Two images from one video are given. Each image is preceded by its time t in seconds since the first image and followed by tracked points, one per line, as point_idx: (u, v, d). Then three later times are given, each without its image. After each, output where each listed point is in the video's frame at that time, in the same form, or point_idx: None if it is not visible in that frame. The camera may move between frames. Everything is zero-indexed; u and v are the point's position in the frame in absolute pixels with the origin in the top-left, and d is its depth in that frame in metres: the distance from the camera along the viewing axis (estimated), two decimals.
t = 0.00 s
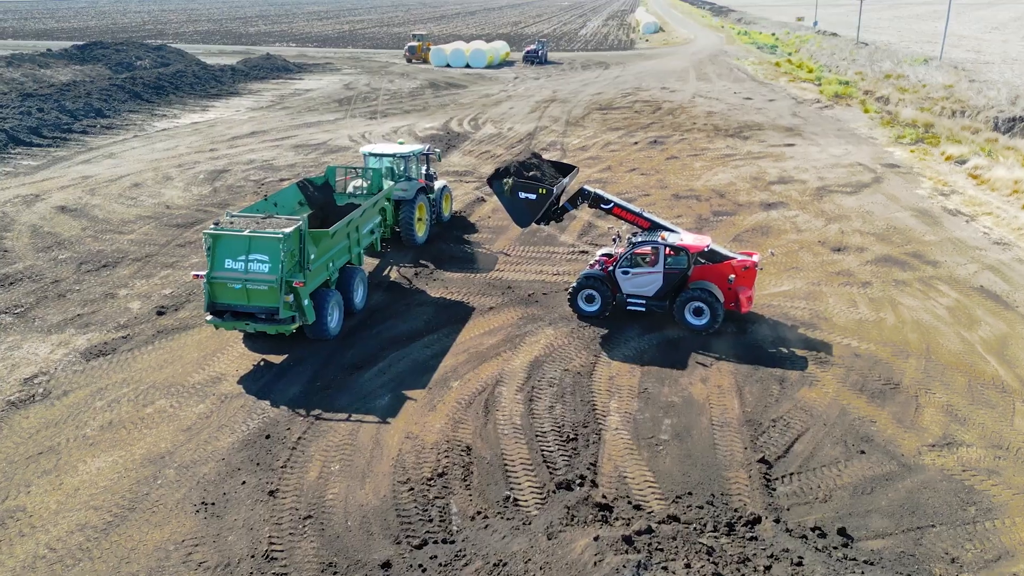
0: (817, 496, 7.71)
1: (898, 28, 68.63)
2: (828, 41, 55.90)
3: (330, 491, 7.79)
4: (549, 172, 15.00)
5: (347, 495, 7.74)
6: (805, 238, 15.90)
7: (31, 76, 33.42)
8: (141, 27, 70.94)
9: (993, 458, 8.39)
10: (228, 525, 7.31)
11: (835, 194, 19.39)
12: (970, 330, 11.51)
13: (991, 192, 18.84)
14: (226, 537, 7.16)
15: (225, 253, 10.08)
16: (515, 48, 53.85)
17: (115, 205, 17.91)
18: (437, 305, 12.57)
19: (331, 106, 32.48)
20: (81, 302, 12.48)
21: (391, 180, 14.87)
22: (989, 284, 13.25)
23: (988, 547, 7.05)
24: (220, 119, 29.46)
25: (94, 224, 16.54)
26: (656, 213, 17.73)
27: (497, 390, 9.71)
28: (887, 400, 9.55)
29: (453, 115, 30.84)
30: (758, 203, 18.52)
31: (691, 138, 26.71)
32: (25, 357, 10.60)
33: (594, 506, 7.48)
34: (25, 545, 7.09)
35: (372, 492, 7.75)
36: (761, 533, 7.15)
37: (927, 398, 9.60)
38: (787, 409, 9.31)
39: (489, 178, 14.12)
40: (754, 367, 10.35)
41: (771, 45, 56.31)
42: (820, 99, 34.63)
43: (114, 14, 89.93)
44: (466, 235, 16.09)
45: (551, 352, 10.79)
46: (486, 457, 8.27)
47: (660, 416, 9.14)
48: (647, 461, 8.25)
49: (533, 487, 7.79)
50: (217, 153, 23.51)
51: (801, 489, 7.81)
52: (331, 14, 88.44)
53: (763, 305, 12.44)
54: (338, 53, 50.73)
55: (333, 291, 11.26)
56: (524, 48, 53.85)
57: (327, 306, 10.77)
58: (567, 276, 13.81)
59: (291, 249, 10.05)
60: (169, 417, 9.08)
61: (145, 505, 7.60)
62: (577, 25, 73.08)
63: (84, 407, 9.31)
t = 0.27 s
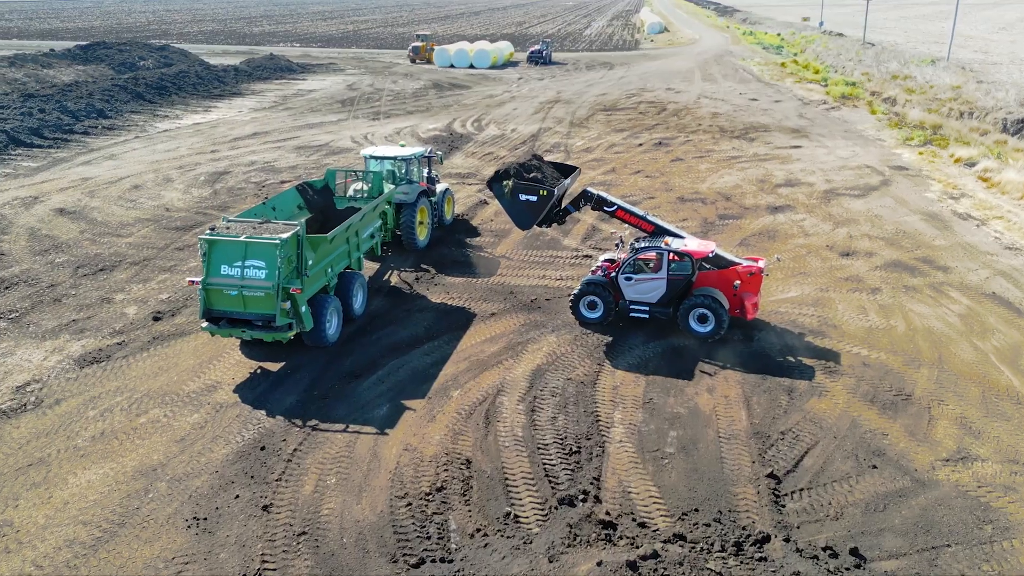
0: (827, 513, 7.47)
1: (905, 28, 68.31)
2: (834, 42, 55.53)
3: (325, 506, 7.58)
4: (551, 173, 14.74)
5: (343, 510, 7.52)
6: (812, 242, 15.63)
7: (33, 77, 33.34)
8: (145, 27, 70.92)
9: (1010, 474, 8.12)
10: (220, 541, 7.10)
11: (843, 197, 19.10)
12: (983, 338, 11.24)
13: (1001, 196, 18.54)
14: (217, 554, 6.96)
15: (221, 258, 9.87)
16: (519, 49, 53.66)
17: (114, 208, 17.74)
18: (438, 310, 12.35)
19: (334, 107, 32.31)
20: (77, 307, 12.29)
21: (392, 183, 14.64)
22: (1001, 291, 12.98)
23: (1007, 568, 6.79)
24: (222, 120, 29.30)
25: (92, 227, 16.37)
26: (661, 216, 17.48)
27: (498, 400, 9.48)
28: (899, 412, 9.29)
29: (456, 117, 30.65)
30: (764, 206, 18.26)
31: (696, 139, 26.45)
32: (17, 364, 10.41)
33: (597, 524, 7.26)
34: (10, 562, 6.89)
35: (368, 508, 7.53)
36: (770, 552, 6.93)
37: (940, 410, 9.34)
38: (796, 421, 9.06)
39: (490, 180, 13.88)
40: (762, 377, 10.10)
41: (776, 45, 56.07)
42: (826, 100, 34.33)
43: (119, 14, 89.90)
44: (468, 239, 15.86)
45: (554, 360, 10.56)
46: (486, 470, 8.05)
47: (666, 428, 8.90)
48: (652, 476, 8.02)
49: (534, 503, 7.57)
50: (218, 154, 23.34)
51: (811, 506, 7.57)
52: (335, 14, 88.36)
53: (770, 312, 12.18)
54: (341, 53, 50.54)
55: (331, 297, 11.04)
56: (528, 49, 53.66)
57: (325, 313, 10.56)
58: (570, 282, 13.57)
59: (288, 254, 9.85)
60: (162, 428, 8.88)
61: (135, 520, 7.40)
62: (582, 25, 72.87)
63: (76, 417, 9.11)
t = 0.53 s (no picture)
0: (838, 530, 7.26)
1: (911, 28, 67.98)
2: (839, 42, 55.19)
3: (322, 520, 7.39)
4: (553, 173, 14.52)
5: (340, 524, 7.34)
6: (820, 246, 15.40)
7: (36, 77, 33.27)
8: (149, 27, 70.93)
9: None
10: (212, 557, 6.92)
11: (850, 200, 18.85)
12: (996, 346, 11.01)
13: (1012, 199, 18.28)
14: (210, 571, 6.77)
15: (217, 264, 9.69)
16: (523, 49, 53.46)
17: (113, 210, 17.59)
18: (439, 316, 12.16)
19: (336, 108, 32.17)
20: (73, 311, 12.13)
21: (392, 185, 14.47)
22: (1013, 297, 12.73)
23: None
24: (224, 120, 29.15)
25: (91, 229, 16.23)
26: (666, 220, 17.27)
27: (499, 409, 9.28)
28: (910, 423, 9.06)
29: (459, 117, 30.48)
30: (770, 209, 18.03)
31: (701, 140, 26.22)
32: (11, 370, 10.25)
33: (600, 540, 7.07)
34: None
35: (366, 522, 7.34)
36: (779, 571, 6.73)
37: (952, 421, 9.11)
38: (805, 431, 8.85)
39: (489, 180, 13.58)
40: (769, 386, 9.88)
41: (782, 45, 55.75)
42: (832, 101, 34.05)
43: (123, 14, 89.95)
44: (470, 242, 15.65)
45: (556, 368, 10.35)
46: (486, 483, 7.85)
47: (671, 439, 8.69)
48: (657, 489, 7.81)
49: (536, 517, 7.37)
50: (219, 156, 23.19)
51: (821, 522, 7.36)
52: (339, 14, 88.30)
53: (777, 319, 11.97)
54: (345, 53, 50.39)
55: (330, 302, 10.86)
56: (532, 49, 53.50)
57: (324, 319, 10.38)
58: (573, 286, 13.37)
59: (286, 260, 9.67)
60: (157, 437, 8.70)
61: (126, 533, 7.22)
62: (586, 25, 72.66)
63: (69, 426, 8.94)
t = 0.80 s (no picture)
0: (850, 549, 7.02)
1: (918, 28, 67.56)
2: (846, 42, 54.81)
3: (317, 536, 7.18)
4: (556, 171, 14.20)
5: (336, 540, 7.12)
6: (829, 251, 15.13)
7: (40, 78, 33.17)
8: (154, 27, 70.91)
9: None
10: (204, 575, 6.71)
11: (859, 203, 18.57)
12: (1010, 355, 10.74)
13: None
14: None
15: (214, 270, 9.48)
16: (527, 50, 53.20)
17: (113, 212, 17.42)
18: (441, 322, 11.95)
19: (340, 109, 32.00)
20: (69, 316, 11.95)
21: (394, 188, 14.31)
22: None
23: None
24: (227, 121, 29.00)
25: (91, 232, 16.06)
26: (671, 223, 17.01)
27: (501, 420, 9.05)
28: (924, 436, 8.80)
29: (463, 118, 30.25)
30: (778, 212, 17.75)
31: (708, 142, 25.93)
32: (5, 377, 10.06)
33: (604, 560, 6.85)
34: None
35: (362, 538, 7.13)
36: None
37: (968, 434, 8.85)
38: (815, 444, 8.59)
39: (492, 177, 13.43)
40: (779, 396, 9.63)
41: (788, 46, 55.40)
42: (840, 102, 33.71)
43: (129, 13, 89.86)
44: (473, 246, 15.43)
45: (560, 376, 10.11)
46: (487, 498, 7.63)
47: (677, 452, 8.45)
48: (663, 504, 7.58)
49: (538, 535, 7.14)
50: (221, 157, 23.01)
51: (833, 540, 7.12)
52: (344, 14, 88.18)
53: (786, 326, 11.71)
54: (349, 54, 50.19)
55: (329, 308, 10.65)
56: (538, 49, 53.28)
57: (322, 326, 10.17)
58: (578, 292, 13.13)
59: (284, 266, 9.47)
60: (150, 448, 8.50)
61: (116, 549, 7.01)
62: (591, 25, 72.40)
63: (61, 435, 8.75)
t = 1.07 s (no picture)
0: (864, 570, 6.77)
1: (926, 28, 67.09)
2: (853, 42, 54.38)
3: (313, 553, 6.97)
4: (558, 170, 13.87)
5: (332, 558, 6.91)
6: (838, 256, 14.85)
7: (44, 78, 33.11)
8: (160, 27, 70.94)
9: None
10: None
11: (868, 206, 18.28)
12: None
13: None
14: None
15: (210, 276, 9.28)
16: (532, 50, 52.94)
17: (113, 214, 17.25)
18: (443, 328, 11.73)
19: (343, 109, 31.82)
20: (66, 321, 11.77)
21: (396, 192, 14.11)
22: None
23: None
24: (230, 122, 28.84)
25: (90, 234, 15.90)
26: (678, 227, 16.76)
27: (503, 431, 8.82)
28: (939, 449, 8.54)
29: (467, 119, 30.02)
30: (786, 216, 17.48)
31: (714, 143, 25.66)
32: None
33: None
34: None
35: (359, 556, 6.91)
36: None
37: (984, 447, 8.59)
38: (827, 458, 8.35)
39: (493, 176, 13.22)
40: (788, 407, 9.39)
41: (794, 46, 55.00)
42: (847, 103, 33.36)
43: (135, 14, 89.98)
44: (476, 249, 15.21)
45: (564, 386, 9.88)
46: (488, 514, 7.41)
47: (684, 465, 8.20)
48: (670, 521, 7.34)
49: (540, 553, 6.92)
50: (223, 158, 22.86)
51: (845, 561, 6.87)
52: (349, 15, 88.08)
53: (796, 334, 11.45)
54: (353, 54, 50.02)
55: (328, 315, 10.45)
56: (543, 49, 52.99)
57: (321, 333, 9.95)
58: (582, 297, 12.89)
59: (282, 272, 9.25)
60: (144, 459, 8.31)
61: (106, 566, 6.81)
62: (596, 25, 72.13)
63: (53, 446, 8.56)
